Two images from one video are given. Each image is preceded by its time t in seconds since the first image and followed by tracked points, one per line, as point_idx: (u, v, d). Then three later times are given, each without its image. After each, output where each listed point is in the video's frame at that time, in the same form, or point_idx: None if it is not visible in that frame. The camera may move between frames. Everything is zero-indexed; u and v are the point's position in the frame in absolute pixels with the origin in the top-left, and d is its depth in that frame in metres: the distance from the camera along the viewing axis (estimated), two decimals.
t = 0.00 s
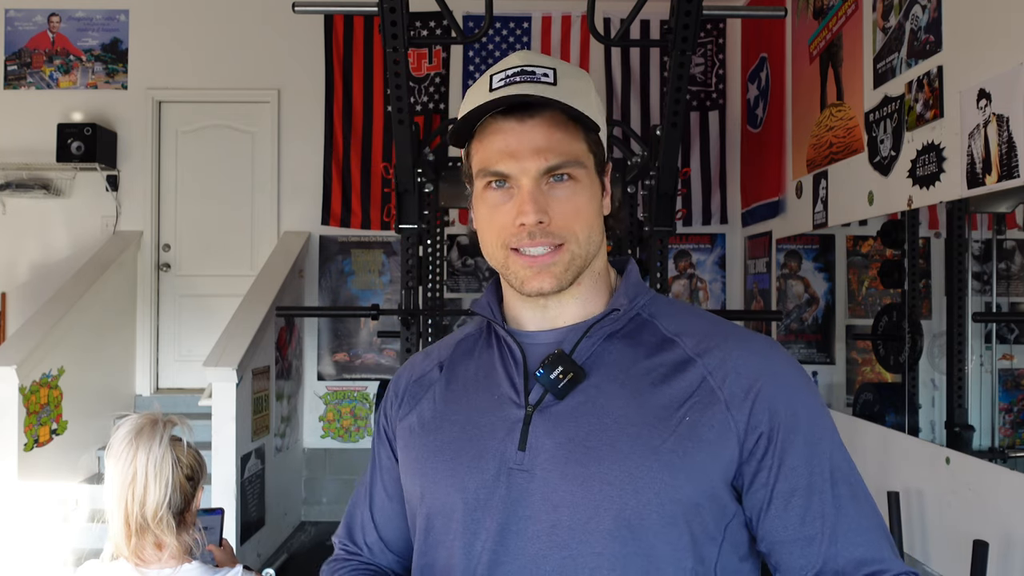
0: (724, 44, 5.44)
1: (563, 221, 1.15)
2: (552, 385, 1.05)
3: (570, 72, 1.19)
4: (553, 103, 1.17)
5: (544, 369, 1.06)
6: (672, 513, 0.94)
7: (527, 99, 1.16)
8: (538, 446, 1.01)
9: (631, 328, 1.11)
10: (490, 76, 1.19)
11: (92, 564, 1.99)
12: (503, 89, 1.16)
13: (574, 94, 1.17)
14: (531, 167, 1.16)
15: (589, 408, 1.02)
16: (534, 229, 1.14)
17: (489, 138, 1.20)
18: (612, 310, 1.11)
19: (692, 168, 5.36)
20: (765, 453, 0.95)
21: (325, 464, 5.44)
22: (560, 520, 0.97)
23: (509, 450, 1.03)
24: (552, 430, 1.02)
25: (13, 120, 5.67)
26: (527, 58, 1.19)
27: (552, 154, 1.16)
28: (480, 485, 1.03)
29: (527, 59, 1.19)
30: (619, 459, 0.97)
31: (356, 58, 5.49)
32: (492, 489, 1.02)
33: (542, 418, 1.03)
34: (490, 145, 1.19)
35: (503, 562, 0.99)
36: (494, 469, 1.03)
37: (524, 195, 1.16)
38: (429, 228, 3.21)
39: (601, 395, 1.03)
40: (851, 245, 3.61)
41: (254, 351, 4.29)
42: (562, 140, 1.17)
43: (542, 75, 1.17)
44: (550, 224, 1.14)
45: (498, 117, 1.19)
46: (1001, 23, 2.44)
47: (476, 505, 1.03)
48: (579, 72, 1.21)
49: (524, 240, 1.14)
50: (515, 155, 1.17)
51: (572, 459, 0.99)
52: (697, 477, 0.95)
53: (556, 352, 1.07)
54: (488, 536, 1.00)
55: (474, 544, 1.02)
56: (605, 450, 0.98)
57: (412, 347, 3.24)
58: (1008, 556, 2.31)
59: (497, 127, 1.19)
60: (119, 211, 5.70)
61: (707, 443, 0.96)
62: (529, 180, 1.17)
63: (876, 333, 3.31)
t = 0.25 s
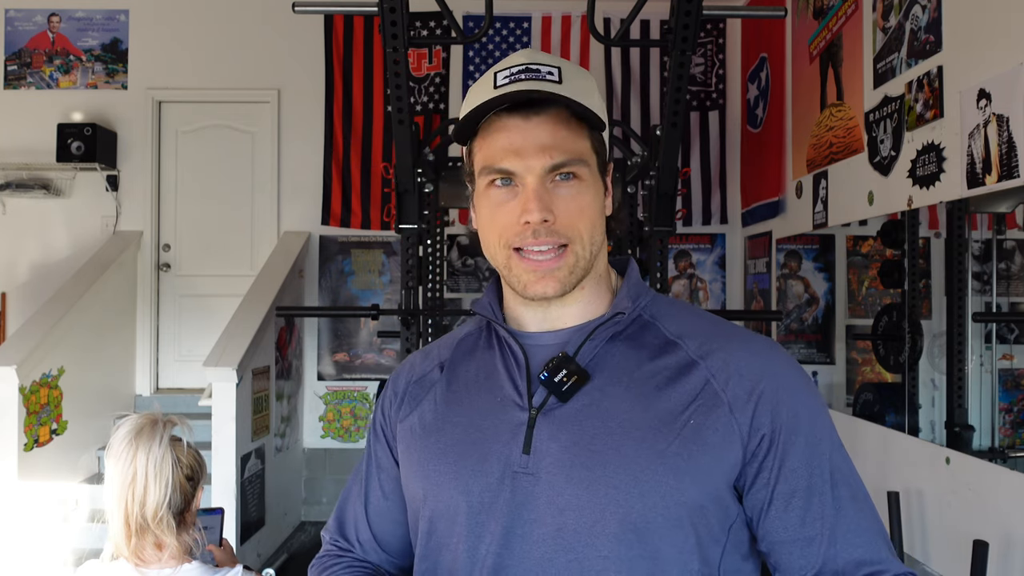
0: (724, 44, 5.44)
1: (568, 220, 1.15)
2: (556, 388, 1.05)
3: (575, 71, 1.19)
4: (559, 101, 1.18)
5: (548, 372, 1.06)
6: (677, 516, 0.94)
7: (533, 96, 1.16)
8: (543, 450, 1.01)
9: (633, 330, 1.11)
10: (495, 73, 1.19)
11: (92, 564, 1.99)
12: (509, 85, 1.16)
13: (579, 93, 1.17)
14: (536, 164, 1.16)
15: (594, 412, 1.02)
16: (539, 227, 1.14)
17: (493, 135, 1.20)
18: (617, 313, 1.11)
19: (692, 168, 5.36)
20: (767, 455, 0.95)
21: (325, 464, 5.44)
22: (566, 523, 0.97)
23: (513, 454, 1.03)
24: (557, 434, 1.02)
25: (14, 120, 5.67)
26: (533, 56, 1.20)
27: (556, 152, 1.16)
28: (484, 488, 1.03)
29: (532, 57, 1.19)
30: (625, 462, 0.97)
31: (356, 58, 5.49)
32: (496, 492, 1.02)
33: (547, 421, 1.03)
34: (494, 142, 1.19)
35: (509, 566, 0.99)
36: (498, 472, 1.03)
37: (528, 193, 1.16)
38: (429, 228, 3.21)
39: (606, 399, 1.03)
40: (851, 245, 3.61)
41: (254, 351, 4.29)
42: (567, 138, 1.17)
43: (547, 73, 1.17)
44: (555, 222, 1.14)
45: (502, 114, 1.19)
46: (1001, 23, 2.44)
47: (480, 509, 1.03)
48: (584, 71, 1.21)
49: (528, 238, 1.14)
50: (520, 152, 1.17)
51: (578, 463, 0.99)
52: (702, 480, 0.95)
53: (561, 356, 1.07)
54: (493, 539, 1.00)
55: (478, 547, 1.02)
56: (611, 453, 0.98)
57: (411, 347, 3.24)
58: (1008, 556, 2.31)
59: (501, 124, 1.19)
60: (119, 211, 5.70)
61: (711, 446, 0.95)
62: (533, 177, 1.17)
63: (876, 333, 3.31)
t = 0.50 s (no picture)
0: (723, 44, 5.45)
1: (561, 209, 1.15)
2: (561, 391, 1.04)
3: (564, 68, 1.20)
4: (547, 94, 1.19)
5: (553, 374, 1.05)
6: (683, 517, 0.94)
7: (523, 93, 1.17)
8: (548, 452, 1.01)
9: (638, 331, 1.11)
10: (485, 74, 1.20)
11: (92, 563, 1.99)
12: (498, 82, 1.18)
13: (568, 87, 1.19)
14: (528, 155, 1.17)
15: (599, 414, 1.02)
16: (534, 218, 1.14)
17: (485, 129, 1.20)
18: (620, 314, 1.11)
19: (692, 168, 5.36)
20: (773, 454, 0.96)
21: (325, 464, 5.44)
22: (572, 525, 0.97)
23: (519, 456, 1.03)
24: (562, 436, 1.02)
25: (13, 120, 5.67)
26: (520, 56, 1.20)
27: (548, 143, 1.17)
28: (491, 491, 1.03)
29: (520, 57, 1.20)
30: (632, 464, 0.97)
31: (356, 58, 5.49)
32: (503, 495, 1.02)
33: (552, 423, 1.03)
34: (486, 135, 1.20)
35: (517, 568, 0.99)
36: (504, 475, 1.03)
37: (522, 184, 1.17)
38: (429, 228, 3.21)
39: (611, 401, 1.03)
40: (851, 245, 3.61)
41: (254, 351, 4.29)
42: (559, 128, 1.18)
43: (537, 71, 1.18)
44: (548, 213, 1.14)
45: (493, 110, 1.20)
46: (1001, 23, 2.44)
47: (486, 511, 1.03)
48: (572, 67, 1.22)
49: (523, 230, 1.14)
50: (511, 143, 1.18)
51: (584, 465, 0.99)
52: (710, 481, 0.95)
53: (565, 357, 1.07)
54: (500, 541, 1.00)
55: (486, 549, 1.02)
56: (618, 455, 0.98)
57: (411, 347, 3.24)
58: (1008, 556, 2.31)
59: (492, 119, 1.20)
60: (119, 211, 5.70)
61: (719, 447, 0.96)
62: (526, 168, 1.17)
63: (876, 333, 3.32)
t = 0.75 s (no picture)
0: (723, 44, 5.45)
1: (566, 219, 1.16)
2: (562, 391, 1.05)
3: (569, 71, 1.20)
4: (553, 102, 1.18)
5: (554, 374, 1.06)
6: (682, 518, 0.95)
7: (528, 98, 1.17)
8: (549, 452, 1.02)
9: (638, 331, 1.11)
10: (489, 76, 1.20)
11: (92, 563, 1.99)
12: (501, 90, 1.17)
13: (572, 91, 1.18)
14: (532, 165, 1.18)
15: (600, 415, 1.03)
16: (538, 228, 1.15)
17: (489, 137, 1.21)
18: (621, 315, 1.11)
19: (692, 168, 5.37)
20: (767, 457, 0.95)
21: (325, 464, 5.44)
22: (572, 525, 0.97)
23: (522, 456, 1.04)
24: (562, 436, 1.02)
25: (14, 120, 5.68)
26: (526, 58, 1.20)
27: (553, 153, 1.18)
28: (493, 490, 1.03)
29: (525, 59, 1.20)
30: (632, 464, 0.98)
31: (356, 57, 5.49)
32: (504, 495, 1.02)
33: (553, 423, 1.04)
34: (490, 144, 1.21)
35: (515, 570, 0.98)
36: (507, 475, 1.03)
37: (526, 194, 1.17)
38: (429, 228, 3.21)
39: (611, 402, 1.03)
40: (851, 245, 3.61)
41: (254, 351, 4.29)
42: (563, 138, 1.19)
43: (541, 75, 1.18)
44: (553, 223, 1.15)
45: (498, 117, 1.20)
46: (1001, 23, 2.44)
47: (487, 513, 1.03)
48: (578, 71, 1.22)
49: (528, 239, 1.15)
50: (516, 154, 1.18)
51: (584, 465, 0.99)
52: (707, 482, 0.95)
53: (566, 357, 1.07)
54: (500, 542, 1.00)
55: (486, 550, 1.02)
56: (617, 455, 0.99)
57: (411, 347, 3.24)
58: (1008, 556, 2.31)
59: (497, 127, 1.20)
60: (119, 211, 5.70)
61: (717, 448, 0.96)
62: (531, 178, 1.18)
63: (876, 333, 3.32)
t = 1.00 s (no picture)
0: (723, 44, 5.45)
1: (567, 216, 1.15)
2: (559, 390, 1.05)
3: (573, 70, 1.20)
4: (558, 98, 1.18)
5: (551, 373, 1.06)
6: (676, 517, 0.94)
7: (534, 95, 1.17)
8: (545, 451, 1.02)
9: (635, 331, 1.11)
10: (494, 72, 1.20)
11: (92, 564, 1.98)
12: (507, 86, 1.17)
13: (577, 89, 1.18)
14: (535, 161, 1.17)
15: (596, 415, 1.03)
16: (539, 224, 1.14)
17: (493, 132, 1.20)
18: (619, 314, 1.12)
19: (692, 168, 5.37)
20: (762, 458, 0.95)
21: (325, 464, 5.44)
22: (567, 525, 0.97)
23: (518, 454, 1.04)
24: (559, 436, 1.02)
25: (14, 120, 5.68)
26: (531, 55, 1.20)
27: (556, 149, 1.17)
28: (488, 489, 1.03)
29: (530, 56, 1.20)
30: (627, 463, 0.98)
31: (356, 57, 5.49)
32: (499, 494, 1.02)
33: (550, 422, 1.04)
34: (493, 138, 1.20)
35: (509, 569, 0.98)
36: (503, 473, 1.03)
37: (528, 189, 1.17)
38: (429, 228, 3.21)
39: (607, 401, 1.03)
40: (851, 245, 3.61)
41: (254, 351, 4.29)
42: (568, 134, 1.18)
43: (547, 72, 1.18)
44: (554, 219, 1.15)
45: (502, 111, 1.20)
46: (1001, 23, 2.44)
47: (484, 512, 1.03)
48: (583, 69, 1.22)
49: (529, 235, 1.15)
50: (520, 148, 1.18)
51: (580, 465, 1.00)
52: (703, 482, 0.95)
53: (562, 356, 1.07)
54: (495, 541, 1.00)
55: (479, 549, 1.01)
56: (612, 454, 0.99)
57: (411, 347, 3.24)
58: (1008, 556, 2.31)
59: (501, 122, 1.20)
60: (119, 211, 5.70)
61: (712, 448, 0.96)
62: (534, 173, 1.17)
63: (877, 333, 3.31)
